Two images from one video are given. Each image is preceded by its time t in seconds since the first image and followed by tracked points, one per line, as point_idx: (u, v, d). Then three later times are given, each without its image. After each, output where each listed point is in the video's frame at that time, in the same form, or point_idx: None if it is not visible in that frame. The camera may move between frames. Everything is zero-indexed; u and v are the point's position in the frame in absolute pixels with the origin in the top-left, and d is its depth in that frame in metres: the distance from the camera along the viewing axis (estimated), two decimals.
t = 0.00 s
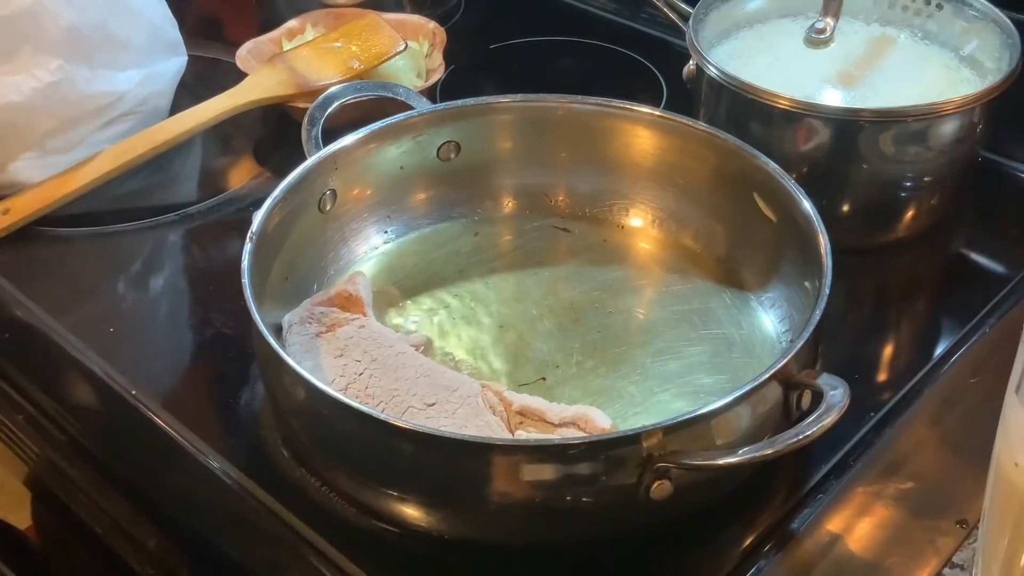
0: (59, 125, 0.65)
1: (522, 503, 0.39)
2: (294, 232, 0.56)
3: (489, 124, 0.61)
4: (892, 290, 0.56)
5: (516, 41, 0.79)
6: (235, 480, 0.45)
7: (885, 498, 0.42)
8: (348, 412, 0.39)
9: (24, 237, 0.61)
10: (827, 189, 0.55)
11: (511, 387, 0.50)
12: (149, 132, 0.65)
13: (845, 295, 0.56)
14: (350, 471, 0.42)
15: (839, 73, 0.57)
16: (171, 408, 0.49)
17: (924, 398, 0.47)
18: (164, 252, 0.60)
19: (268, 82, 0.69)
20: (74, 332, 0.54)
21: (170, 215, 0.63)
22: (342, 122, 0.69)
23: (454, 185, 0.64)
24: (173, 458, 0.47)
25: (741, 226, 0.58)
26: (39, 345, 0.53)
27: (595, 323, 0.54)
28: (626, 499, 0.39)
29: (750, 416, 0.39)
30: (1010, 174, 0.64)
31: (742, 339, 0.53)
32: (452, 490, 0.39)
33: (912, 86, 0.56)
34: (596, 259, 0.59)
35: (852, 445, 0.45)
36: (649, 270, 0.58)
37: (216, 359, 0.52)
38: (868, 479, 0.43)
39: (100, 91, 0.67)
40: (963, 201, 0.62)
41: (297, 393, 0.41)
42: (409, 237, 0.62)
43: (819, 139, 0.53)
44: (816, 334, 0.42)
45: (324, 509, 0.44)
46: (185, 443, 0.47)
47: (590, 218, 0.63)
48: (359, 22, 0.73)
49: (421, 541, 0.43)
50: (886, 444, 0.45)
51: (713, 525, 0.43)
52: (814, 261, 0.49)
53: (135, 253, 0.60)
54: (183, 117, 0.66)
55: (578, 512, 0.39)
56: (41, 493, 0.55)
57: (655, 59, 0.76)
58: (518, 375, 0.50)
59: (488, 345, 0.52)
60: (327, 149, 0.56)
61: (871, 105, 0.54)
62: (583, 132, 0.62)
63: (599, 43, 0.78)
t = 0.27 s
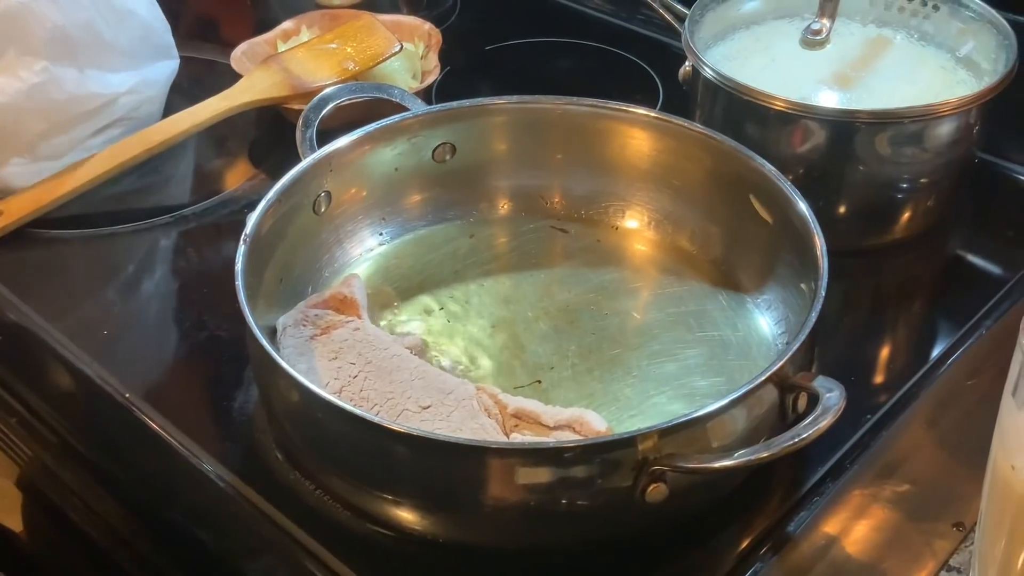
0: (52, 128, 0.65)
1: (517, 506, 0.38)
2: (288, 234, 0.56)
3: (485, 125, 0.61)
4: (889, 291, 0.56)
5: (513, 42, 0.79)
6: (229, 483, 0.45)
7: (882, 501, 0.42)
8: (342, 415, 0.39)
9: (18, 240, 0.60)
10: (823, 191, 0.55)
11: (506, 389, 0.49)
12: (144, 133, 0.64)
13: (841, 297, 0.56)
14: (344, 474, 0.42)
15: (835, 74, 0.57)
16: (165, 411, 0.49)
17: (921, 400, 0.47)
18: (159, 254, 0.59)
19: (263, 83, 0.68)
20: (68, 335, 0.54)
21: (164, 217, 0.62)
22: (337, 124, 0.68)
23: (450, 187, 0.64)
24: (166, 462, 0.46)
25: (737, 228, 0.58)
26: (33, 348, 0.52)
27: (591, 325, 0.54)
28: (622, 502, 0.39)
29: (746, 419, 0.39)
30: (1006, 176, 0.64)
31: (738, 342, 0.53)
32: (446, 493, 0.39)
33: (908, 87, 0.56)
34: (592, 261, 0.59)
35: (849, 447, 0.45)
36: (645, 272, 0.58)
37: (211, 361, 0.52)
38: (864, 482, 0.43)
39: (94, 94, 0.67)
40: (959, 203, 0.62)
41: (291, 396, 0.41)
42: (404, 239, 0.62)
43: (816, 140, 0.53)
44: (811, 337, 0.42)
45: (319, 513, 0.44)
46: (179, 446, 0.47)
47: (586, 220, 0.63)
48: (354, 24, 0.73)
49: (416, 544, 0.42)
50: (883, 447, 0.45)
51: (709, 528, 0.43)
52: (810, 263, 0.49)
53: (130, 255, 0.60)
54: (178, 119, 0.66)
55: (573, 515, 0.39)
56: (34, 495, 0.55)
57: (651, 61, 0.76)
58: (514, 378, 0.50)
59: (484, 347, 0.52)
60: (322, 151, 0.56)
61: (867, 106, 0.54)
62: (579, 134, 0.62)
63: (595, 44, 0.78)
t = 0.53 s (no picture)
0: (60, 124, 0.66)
1: (515, 507, 0.38)
2: (285, 234, 0.56)
3: (483, 126, 0.61)
4: (887, 292, 0.56)
5: (510, 43, 0.79)
6: (226, 485, 0.45)
7: (881, 502, 0.42)
8: (339, 416, 0.39)
9: (15, 240, 0.60)
10: (821, 191, 0.55)
11: (504, 390, 0.49)
12: (143, 134, 0.64)
13: (839, 297, 0.56)
14: (341, 475, 0.42)
15: (833, 74, 0.57)
16: (162, 412, 0.49)
17: (919, 400, 0.47)
18: (156, 255, 0.59)
19: (261, 84, 0.68)
20: (66, 336, 0.54)
21: (162, 218, 0.62)
22: (335, 124, 0.68)
23: (447, 188, 0.64)
24: (164, 463, 0.46)
25: (735, 228, 0.58)
26: (29, 349, 0.52)
27: (589, 325, 0.54)
28: (620, 503, 0.39)
29: (744, 419, 0.39)
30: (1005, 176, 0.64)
31: (736, 342, 0.53)
32: (443, 494, 0.39)
33: (906, 88, 0.56)
34: (589, 262, 0.59)
35: (847, 448, 0.45)
36: (643, 273, 0.58)
37: (207, 362, 0.52)
38: (862, 483, 0.43)
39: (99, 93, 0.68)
40: (957, 203, 0.62)
41: (288, 397, 0.41)
42: (402, 239, 0.62)
43: (814, 141, 0.53)
44: (809, 337, 0.42)
45: (316, 514, 0.44)
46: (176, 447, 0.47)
47: (583, 220, 0.62)
48: (352, 24, 0.73)
49: (413, 546, 0.42)
50: (881, 447, 0.45)
51: (707, 529, 0.43)
52: (808, 263, 0.49)
53: (127, 256, 0.59)
54: (176, 119, 0.65)
55: (571, 516, 0.39)
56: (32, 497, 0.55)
57: (649, 61, 0.76)
58: (511, 379, 0.50)
59: (481, 348, 0.52)
60: (319, 151, 0.56)
61: (866, 107, 0.53)
62: (576, 134, 0.62)
63: (593, 44, 0.78)
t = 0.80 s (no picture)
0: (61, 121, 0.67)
1: (513, 509, 0.38)
2: (284, 236, 0.56)
3: (481, 127, 0.61)
4: (885, 293, 0.56)
5: (509, 44, 0.79)
6: (224, 488, 0.44)
7: (879, 503, 0.42)
8: (338, 418, 0.39)
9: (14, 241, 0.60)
10: (820, 193, 0.55)
11: (502, 392, 0.49)
12: (142, 135, 0.64)
13: (838, 299, 0.56)
14: (339, 477, 0.42)
15: (831, 76, 0.57)
16: (161, 414, 0.49)
17: (917, 401, 0.47)
18: (154, 256, 0.59)
19: (259, 85, 0.68)
20: (64, 338, 0.53)
21: (161, 219, 0.62)
22: (333, 125, 0.68)
23: (446, 189, 0.64)
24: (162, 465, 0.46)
25: (734, 229, 0.58)
26: (27, 350, 0.52)
27: (587, 327, 0.54)
28: (618, 505, 0.39)
29: (742, 421, 0.39)
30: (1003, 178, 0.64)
31: (734, 344, 0.53)
32: (441, 496, 0.39)
33: (903, 89, 0.56)
34: (588, 263, 0.59)
35: (845, 449, 0.45)
36: (641, 274, 0.58)
37: (205, 363, 0.52)
38: (861, 484, 0.43)
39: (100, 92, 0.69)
40: (955, 204, 0.62)
41: (286, 399, 0.41)
42: (400, 241, 0.62)
43: (812, 142, 0.53)
44: (808, 338, 0.42)
45: (314, 516, 0.44)
46: (174, 448, 0.46)
47: (582, 222, 0.63)
48: (350, 26, 0.73)
49: (411, 548, 0.42)
50: (880, 449, 0.45)
51: (704, 531, 0.43)
52: (807, 264, 0.49)
53: (126, 257, 0.59)
54: (174, 120, 0.65)
55: (569, 518, 0.39)
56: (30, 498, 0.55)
57: (647, 62, 0.76)
58: (510, 380, 0.50)
59: (480, 349, 0.52)
60: (317, 153, 0.56)
61: (864, 109, 0.53)
62: (574, 136, 0.62)
63: (592, 46, 0.78)
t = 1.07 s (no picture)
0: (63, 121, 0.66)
1: (515, 507, 0.38)
2: (285, 235, 0.56)
3: (482, 126, 0.61)
4: (886, 292, 0.56)
5: (510, 43, 0.79)
6: (227, 486, 0.45)
7: (880, 501, 0.42)
8: (340, 416, 0.39)
9: (16, 240, 0.60)
10: (820, 191, 0.55)
11: (504, 390, 0.49)
12: (143, 134, 0.64)
13: (839, 298, 0.56)
14: (340, 475, 0.42)
15: (832, 75, 0.57)
16: (162, 413, 0.49)
17: (919, 400, 0.47)
18: (156, 255, 0.59)
19: (260, 85, 0.68)
20: (66, 337, 0.53)
21: (162, 219, 0.62)
22: (334, 125, 0.68)
23: (447, 188, 0.64)
24: (164, 463, 0.46)
25: (735, 228, 0.58)
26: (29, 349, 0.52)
27: (588, 325, 0.54)
28: (619, 503, 0.39)
29: (744, 419, 0.39)
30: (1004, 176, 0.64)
31: (736, 342, 0.53)
32: (443, 494, 0.39)
33: (904, 88, 0.56)
34: (589, 262, 0.59)
35: (846, 448, 0.45)
36: (643, 273, 0.58)
37: (207, 362, 0.52)
38: (862, 482, 0.43)
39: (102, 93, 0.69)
40: (956, 203, 0.62)
41: (288, 398, 0.41)
42: (401, 240, 0.62)
43: (813, 141, 0.53)
44: (809, 337, 0.42)
45: (316, 514, 0.44)
46: (176, 446, 0.46)
47: (583, 220, 0.63)
48: (351, 25, 0.73)
49: (413, 546, 0.42)
50: (881, 447, 0.45)
51: (706, 529, 0.43)
52: (808, 263, 0.49)
53: (127, 256, 0.60)
54: (175, 120, 0.65)
55: (571, 516, 0.39)
56: (32, 498, 0.55)
57: (648, 62, 0.76)
58: (511, 379, 0.50)
59: (481, 348, 0.52)
60: (319, 152, 0.56)
61: (865, 107, 0.54)
62: (576, 135, 0.62)
63: (593, 45, 0.78)
